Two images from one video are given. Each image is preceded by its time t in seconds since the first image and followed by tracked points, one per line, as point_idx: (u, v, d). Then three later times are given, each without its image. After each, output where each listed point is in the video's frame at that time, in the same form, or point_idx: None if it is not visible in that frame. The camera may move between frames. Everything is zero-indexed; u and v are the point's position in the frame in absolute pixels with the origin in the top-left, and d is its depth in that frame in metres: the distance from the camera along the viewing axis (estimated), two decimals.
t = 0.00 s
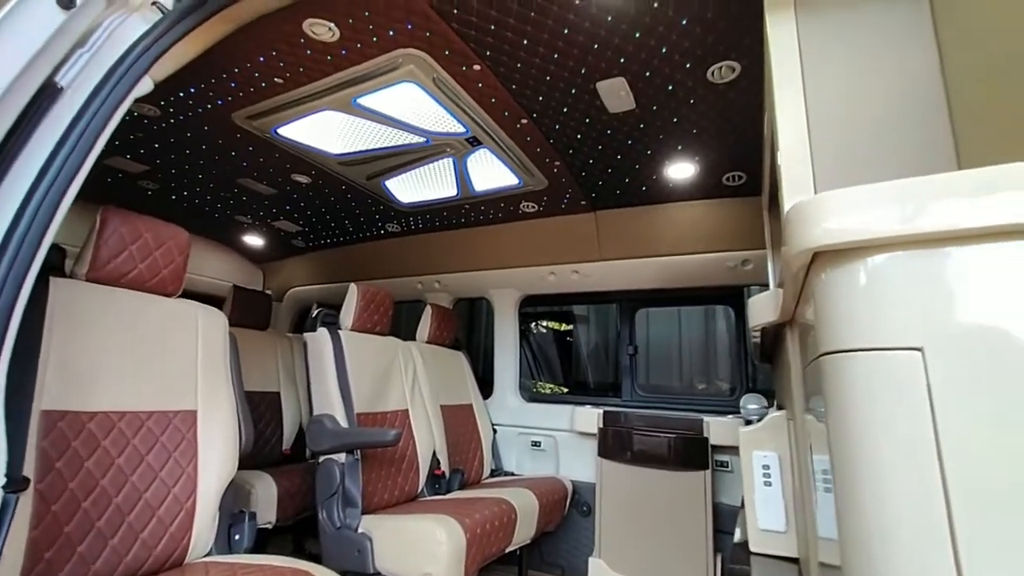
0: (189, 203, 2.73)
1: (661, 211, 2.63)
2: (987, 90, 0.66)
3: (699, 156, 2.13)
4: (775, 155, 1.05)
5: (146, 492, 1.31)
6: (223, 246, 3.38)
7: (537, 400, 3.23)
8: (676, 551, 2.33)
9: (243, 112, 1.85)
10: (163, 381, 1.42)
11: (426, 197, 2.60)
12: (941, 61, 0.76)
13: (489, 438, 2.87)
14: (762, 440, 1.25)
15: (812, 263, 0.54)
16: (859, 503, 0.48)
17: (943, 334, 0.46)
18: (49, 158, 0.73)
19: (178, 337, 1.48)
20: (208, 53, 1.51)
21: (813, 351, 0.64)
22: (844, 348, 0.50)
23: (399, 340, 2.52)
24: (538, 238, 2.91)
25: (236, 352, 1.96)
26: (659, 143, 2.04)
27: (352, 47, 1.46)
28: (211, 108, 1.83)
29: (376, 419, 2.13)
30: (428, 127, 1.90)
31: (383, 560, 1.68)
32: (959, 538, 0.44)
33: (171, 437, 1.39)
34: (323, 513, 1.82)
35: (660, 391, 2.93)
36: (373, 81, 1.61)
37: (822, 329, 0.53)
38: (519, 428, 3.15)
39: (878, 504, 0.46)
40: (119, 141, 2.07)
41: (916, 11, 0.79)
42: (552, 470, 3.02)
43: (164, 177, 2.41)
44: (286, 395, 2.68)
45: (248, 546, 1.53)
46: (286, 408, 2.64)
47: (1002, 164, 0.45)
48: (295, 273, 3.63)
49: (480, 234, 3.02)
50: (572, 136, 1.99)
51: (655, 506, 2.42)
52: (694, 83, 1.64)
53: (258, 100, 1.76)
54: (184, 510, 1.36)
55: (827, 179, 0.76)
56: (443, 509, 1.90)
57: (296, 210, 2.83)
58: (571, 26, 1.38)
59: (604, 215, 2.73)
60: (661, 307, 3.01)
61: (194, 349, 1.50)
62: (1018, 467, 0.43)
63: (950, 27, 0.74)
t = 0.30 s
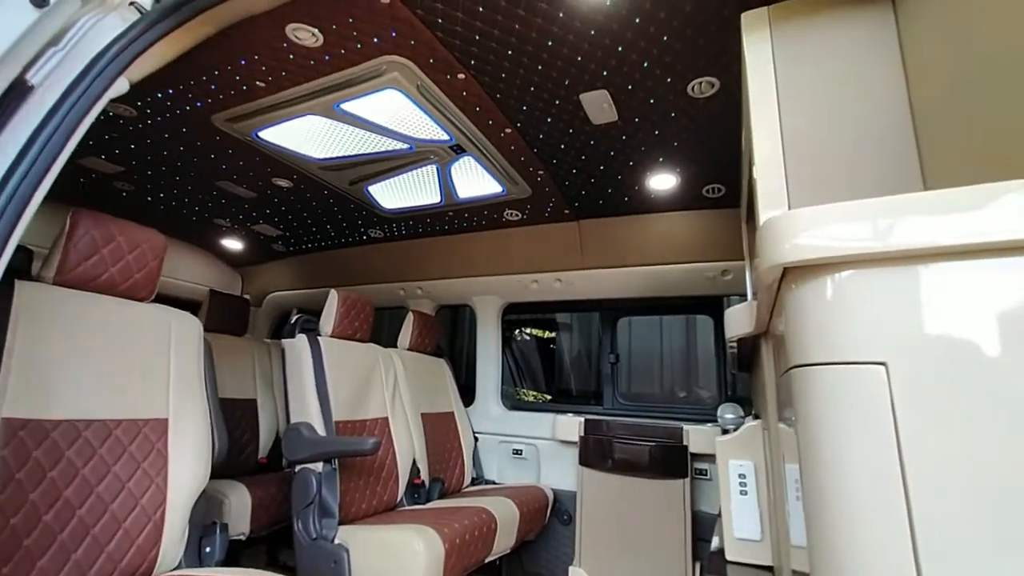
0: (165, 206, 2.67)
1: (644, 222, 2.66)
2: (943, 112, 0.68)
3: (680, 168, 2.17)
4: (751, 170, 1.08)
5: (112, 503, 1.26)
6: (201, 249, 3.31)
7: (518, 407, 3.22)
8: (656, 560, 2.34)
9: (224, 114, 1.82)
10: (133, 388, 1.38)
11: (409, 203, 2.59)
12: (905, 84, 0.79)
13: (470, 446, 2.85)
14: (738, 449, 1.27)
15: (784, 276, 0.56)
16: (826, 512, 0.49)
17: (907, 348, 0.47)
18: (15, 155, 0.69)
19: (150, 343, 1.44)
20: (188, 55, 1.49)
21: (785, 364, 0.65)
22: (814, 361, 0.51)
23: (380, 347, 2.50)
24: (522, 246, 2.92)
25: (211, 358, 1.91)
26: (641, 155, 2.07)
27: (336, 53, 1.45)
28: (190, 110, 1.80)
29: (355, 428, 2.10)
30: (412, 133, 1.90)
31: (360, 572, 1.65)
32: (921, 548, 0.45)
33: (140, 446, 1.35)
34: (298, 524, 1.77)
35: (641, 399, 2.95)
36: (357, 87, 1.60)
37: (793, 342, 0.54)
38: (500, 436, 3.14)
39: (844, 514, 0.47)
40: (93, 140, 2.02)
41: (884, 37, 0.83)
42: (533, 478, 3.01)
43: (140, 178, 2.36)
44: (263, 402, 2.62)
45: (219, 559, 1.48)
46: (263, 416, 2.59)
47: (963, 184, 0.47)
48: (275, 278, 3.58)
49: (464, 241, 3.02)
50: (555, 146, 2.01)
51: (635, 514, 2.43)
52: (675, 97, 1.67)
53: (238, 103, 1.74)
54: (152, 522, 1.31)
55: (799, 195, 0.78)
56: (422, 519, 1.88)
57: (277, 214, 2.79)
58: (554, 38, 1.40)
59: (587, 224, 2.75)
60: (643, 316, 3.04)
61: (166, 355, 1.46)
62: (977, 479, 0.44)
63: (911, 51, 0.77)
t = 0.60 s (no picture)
0: (148, 202, 2.62)
1: (632, 224, 2.68)
2: (925, 119, 0.70)
3: (668, 171, 2.19)
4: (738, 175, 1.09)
5: (88, 505, 1.23)
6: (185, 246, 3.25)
7: (506, 408, 3.22)
8: (641, 559, 2.36)
9: (209, 110, 1.79)
10: (112, 387, 1.35)
11: (397, 202, 2.58)
12: (887, 91, 0.80)
13: (457, 447, 2.84)
14: (723, 450, 1.28)
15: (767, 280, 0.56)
16: (807, 514, 0.49)
17: (887, 352, 0.48)
18: None
19: (131, 341, 1.41)
20: (172, 49, 1.47)
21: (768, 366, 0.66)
22: (795, 364, 0.51)
23: (367, 347, 2.48)
24: (511, 246, 2.92)
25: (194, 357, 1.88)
26: (630, 157, 2.08)
27: (324, 50, 1.44)
28: (174, 105, 1.77)
29: (340, 428, 2.08)
30: (401, 132, 1.89)
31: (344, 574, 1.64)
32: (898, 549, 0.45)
33: (119, 447, 1.32)
34: (282, 525, 1.76)
35: (628, 400, 2.97)
36: (345, 85, 1.59)
37: (775, 345, 0.55)
38: (488, 437, 3.14)
39: (823, 515, 0.48)
40: (73, 134, 1.98)
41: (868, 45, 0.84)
42: (520, 478, 3.01)
43: (122, 173, 2.31)
44: (248, 402, 2.59)
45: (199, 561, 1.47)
46: (247, 416, 2.56)
47: (940, 192, 0.48)
48: (260, 276, 3.53)
49: (453, 241, 3.01)
50: (544, 147, 2.01)
51: (621, 515, 2.45)
52: (664, 101, 1.68)
53: (224, 99, 1.72)
54: (131, 524, 1.29)
55: (784, 199, 0.79)
56: (408, 520, 1.87)
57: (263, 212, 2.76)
58: (544, 40, 1.40)
59: (576, 225, 2.76)
60: (631, 317, 3.06)
61: (147, 354, 1.44)
62: (954, 481, 0.45)
63: (892, 59, 0.79)
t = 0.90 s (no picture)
0: (123, 188, 2.55)
1: (618, 217, 2.69)
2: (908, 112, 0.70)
3: (655, 165, 2.20)
4: (723, 169, 1.10)
5: (60, 498, 1.20)
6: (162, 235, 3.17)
7: (491, 400, 3.23)
8: (623, 549, 2.39)
9: (187, 94, 1.74)
10: (85, 378, 1.31)
11: (383, 193, 2.54)
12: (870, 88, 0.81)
13: (442, 439, 2.84)
14: (704, 441, 1.29)
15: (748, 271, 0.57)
16: (787, 504, 0.50)
17: (867, 345, 0.48)
18: None
19: (105, 330, 1.37)
20: (148, 29, 1.42)
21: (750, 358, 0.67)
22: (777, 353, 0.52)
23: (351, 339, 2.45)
24: (497, 238, 2.91)
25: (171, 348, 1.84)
26: (617, 151, 2.09)
27: (307, 34, 1.40)
28: (150, 88, 1.72)
29: (323, 420, 2.06)
30: (387, 121, 1.86)
31: (327, 566, 1.63)
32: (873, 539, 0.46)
33: (92, 438, 1.29)
34: (263, 518, 1.74)
35: (613, 392, 3.00)
36: (329, 71, 1.56)
37: (757, 336, 0.55)
38: (472, 429, 3.14)
39: (802, 504, 0.49)
40: (44, 116, 1.91)
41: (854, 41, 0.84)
42: (504, 470, 3.02)
43: (95, 158, 2.24)
44: (228, 394, 2.54)
45: (177, 554, 1.43)
46: (227, 408, 2.51)
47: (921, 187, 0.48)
48: (242, 266, 3.46)
49: (439, 232, 2.99)
50: (532, 139, 2.00)
51: (603, 505, 2.48)
52: (651, 94, 1.68)
53: (203, 83, 1.67)
54: (105, 517, 1.26)
55: (768, 194, 0.79)
56: (392, 511, 1.86)
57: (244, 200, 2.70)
58: (533, 29, 1.39)
59: (562, 218, 2.76)
60: (616, 310, 3.07)
61: (121, 344, 1.40)
62: (929, 472, 0.45)
63: (877, 55, 0.79)
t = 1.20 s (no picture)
0: (98, 169, 2.47)
1: (605, 207, 2.70)
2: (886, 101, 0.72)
3: (642, 154, 2.20)
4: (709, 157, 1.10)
5: (33, 485, 1.17)
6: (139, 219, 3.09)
7: (477, 388, 3.23)
8: (605, 533, 2.43)
9: (164, 72, 1.69)
10: (58, 363, 1.27)
11: (367, 178, 2.51)
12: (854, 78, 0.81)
13: (427, 426, 2.84)
14: (685, 427, 1.31)
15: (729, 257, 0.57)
16: (764, 490, 0.50)
17: (844, 333, 0.48)
18: None
19: (79, 315, 1.34)
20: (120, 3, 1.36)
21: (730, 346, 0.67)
22: (756, 341, 0.52)
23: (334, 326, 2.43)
24: (483, 226, 2.90)
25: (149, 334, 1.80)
26: (604, 139, 2.08)
27: (288, 12, 1.37)
28: (124, 65, 1.66)
29: (306, 407, 2.04)
30: (372, 105, 1.83)
31: (310, 552, 1.63)
32: (845, 524, 0.46)
33: (67, 425, 1.26)
34: (245, 505, 1.73)
35: (597, 380, 3.03)
36: (312, 51, 1.52)
37: (737, 322, 0.55)
38: (457, 417, 3.14)
39: (778, 490, 0.49)
40: (11, 93, 1.83)
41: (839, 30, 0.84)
42: (489, 457, 3.04)
43: (67, 138, 2.17)
44: (208, 381, 2.51)
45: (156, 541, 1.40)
46: (208, 395, 2.48)
47: (897, 176, 0.49)
48: (223, 251, 3.40)
49: (425, 219, 2.96)
50: (519, 126, 1.98)
51: (587, 491, 2.52)
52: (639, 82, 1.68)
53: (180, 61, 1.61)
54: (81, 505, 1.23)
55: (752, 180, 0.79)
56: (376, 497, 1.87)
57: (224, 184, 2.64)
58: (520, 13, 1.37)
59: (549, 207, 2.76)
60: (601, 299, 3.09)
61: (96, 329, 1.36)
62: (902, 458, 0.46)
63: (860, 45, 0.80)
